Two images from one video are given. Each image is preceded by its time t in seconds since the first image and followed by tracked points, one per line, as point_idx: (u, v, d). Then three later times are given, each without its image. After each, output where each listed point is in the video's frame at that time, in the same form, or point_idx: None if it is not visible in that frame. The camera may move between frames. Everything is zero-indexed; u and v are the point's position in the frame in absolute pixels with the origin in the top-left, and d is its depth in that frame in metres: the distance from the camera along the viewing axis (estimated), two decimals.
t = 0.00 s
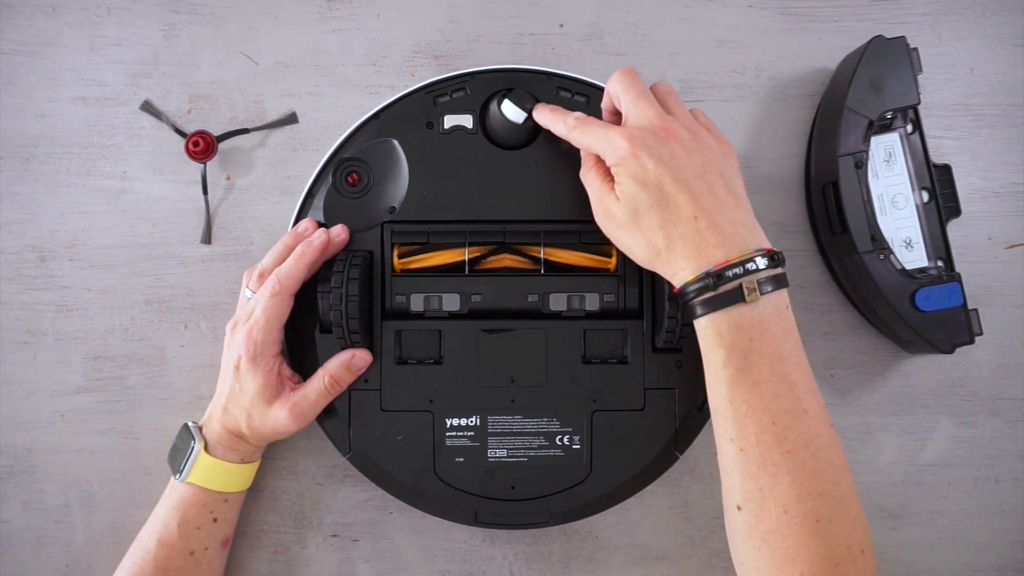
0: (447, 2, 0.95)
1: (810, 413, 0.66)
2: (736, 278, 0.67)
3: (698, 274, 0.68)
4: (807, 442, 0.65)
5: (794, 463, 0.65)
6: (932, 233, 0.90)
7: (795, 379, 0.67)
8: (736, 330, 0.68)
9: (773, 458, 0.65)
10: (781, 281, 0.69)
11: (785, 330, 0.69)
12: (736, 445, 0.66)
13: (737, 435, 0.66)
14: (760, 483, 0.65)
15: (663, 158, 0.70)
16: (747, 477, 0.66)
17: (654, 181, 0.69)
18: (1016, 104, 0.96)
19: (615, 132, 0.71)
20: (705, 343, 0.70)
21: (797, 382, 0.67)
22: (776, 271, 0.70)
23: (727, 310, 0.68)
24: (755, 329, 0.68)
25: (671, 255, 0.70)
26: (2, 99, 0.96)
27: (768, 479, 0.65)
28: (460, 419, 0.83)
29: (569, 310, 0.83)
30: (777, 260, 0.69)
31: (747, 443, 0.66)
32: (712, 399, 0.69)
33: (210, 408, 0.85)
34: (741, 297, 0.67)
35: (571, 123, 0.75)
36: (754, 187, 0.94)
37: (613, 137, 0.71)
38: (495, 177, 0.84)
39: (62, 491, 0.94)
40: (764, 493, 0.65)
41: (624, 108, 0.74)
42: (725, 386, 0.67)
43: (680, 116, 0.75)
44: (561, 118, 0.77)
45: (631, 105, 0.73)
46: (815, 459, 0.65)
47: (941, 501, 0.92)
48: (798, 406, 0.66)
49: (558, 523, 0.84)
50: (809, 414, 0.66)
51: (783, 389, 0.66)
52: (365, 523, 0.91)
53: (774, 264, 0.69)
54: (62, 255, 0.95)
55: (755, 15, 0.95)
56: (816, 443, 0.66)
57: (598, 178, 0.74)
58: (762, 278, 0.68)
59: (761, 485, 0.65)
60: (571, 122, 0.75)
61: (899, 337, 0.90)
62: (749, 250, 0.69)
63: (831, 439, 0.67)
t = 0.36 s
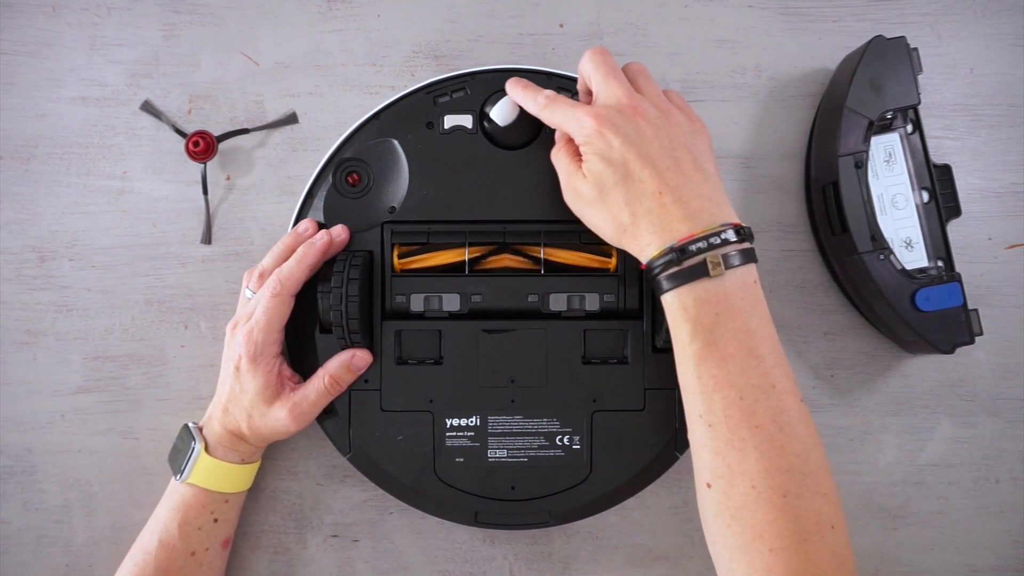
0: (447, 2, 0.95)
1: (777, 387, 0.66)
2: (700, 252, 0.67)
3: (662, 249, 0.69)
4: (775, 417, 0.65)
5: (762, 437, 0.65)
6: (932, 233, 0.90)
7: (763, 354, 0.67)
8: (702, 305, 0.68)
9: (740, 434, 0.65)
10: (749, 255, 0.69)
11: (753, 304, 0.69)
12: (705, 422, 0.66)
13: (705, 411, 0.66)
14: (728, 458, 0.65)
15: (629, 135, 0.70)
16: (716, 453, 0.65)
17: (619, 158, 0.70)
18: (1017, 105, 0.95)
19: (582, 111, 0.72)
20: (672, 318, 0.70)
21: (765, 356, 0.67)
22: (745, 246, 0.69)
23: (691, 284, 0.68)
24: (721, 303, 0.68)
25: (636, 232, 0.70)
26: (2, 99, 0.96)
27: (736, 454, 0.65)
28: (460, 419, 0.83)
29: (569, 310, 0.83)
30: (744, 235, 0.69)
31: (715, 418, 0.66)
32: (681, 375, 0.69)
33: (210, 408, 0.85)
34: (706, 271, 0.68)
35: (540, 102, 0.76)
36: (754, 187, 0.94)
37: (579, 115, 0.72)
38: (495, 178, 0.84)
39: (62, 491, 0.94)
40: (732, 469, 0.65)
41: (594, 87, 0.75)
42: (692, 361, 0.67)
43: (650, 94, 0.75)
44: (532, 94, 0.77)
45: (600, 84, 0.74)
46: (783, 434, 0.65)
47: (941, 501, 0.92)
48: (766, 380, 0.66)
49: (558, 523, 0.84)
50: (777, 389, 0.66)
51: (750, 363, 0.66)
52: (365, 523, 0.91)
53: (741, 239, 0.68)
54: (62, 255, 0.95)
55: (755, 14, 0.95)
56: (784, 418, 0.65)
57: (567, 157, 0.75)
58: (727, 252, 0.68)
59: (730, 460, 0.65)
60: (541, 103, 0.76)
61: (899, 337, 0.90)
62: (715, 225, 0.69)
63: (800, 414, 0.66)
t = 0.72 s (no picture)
0: (447, 2, 0.95)
1: (793, 415, 0.66)
2: (710, 285, 0.67)
3: (671, 284, 0.68)
4: (792, 445, 0.65)
5: (779, 466, 0.64)
6: (932, 233, 0.90)
7: (778, 382, 0.67)
8: (714, 335, 0.68)
9: (757, 463, 0.65)
10: (760, 282, 0.69)
11: (766, 331, 0.68)
12: (722, 453, 0.66)
13: (721, 442, 0.66)
14: (746, 487, 0.65)
15: (629, 169, 0.70)
16: (734, 482, 0.65)
17: (622, 194, 0.69)
18: (1017, 105, 0.95)
19: (580, 148, 0.71)
20: (685, 351, 0.70)
21: (779, 384, 0.66)
22: (754, 273, 0.69)
23: (701, 318, 0.68)
24: (733, 334, 0.67)
25: (644, 267, 0.70)
26: (2, 100, 0.96)
27: (754, 483, 0.64)
28: (460, 419, 0.83)
29: (569, 310, 0.83)
30: (752, 263, 0.69)
31: (731, 449, 0.66)
32: (696, 406, 0.69)
33: (210, 409, 0.85)
34: (716, 304, 0.67)
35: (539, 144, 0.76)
36: (754, 187, 0.94)
37: (578, 154, 0.71)
38: (495, 178, 0.84)
39: (62, 491, 0.94)
40: (750, 498, 0.64)
41: (589, 120, 0.74)
42: (706, 392, 0.67)
43: (646, 120, 0.75)
44: (527, 139, 0.77)
45: (595, 117, 0.73)
46: (801, 462, 0.64)
47: (941, 501, 0.92)
48: (781, 408, 0.66)
49: (558, 523, 0.84)
50: (792, 417, 0.66)
51: (764, 393, 0.66)
52: (366, 523, 0.91)
53: (749, 268, 0.68)
54: (63, 255, 0.95)
55: (756, 15, 0.95)
56: (802, 446, 0.65)
57: (569, 194, 0.75)
58: (737, 282, 0.68)
59: (747, 490, 0.65)
60: (538, 143, 0.75)
61: (899, 337, 0.90)
62: (723, 255, 0.68)
63: (818, 440, 0.66)
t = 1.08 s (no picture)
0: (447, 2, 0.95)
1: (792, 400, 0.65)
2: (710, 268, 0.67)
3: (672, 266, 0.69)
4: (791, 430, 0.65)
5: (777, 450, 0.64)
6: (932, 233, 0.90)
7: (777, 366, 0.66)
8: (714, 319, 0.68)
9: (755, 447, 0.64)
10: (761, 268, 0.69)
11: (766, 317, 0.68)
12: (720, 436, 0.66)
13: (720, 425, 0.66)
14: (744, 471, 0.64)
15: (637, 150, 0.70)
16: (732, 466, 0.65)
17: (628, 174, 0.70)
18: (1017, 105, 0.95)
19: (590, 128, 0.72)
20: (685, 333, 0.70)
21: (779, 369, 0.66)
22: (754, 260, 0.69)
23: (701, 300, 0.68)
24: (734, 317, 0.67)
25: (647, 247, 0.70)
26: (2, 100, 0.96)
27: (752, 467, 0.64)
28: (460, 419, 0.83)
29: (569, 310, 0.83)
30: (754, 249, 0.69)
31: (730, 431, 0.65)
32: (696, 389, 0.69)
33: (210, 408, 0.85)
34: (716, 287, 0.68)
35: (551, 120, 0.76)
36: (754, 187, 0.94)
37: (588, 132, 0.71)
38: (495, 178, 0.84)
39: (62, 491, 0.94)
40: (748, 482, 0.64)
41: (601, 102, 0.75)
42: (705, 376, 0.67)
43: (657, 107, 0.75)
44: (541, 111, 0.77)
45: (607, 100, 0.74)
46: (799, 447, 0.64)
47: (941, 501, 0.92)
48: (780, 393, 0.65)
49: (558, 523, 0.84)
50: (792, 402, 0.65)
51: (763, 377, 0.66)
52: (366, 523, 0.91)
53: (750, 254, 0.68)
54: (62, 255, 0.95)
55: (756, 15, 0.95)
56: (801, 431, 0.65)
57: (576, 172, 0.75)
58: (737, 267, 0.68)
59: (746, 474, 0.64)
60: (550, 117, 0.75)
61: (899, 337, 0.90)
62: (724, 239, 0.69)
63: (817, 427, 0.66)
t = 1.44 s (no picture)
0: (447, 3, 0.95)
1: (798, 414, 0.66)
2: (714, 285, 0.67)
3: (675, 284, 0.68)
4: (797, 445, 0.65)
5: (784, 466, 0.64)
6: (932, 233, 0.90)
7: (782, 381, 0.66)
8: (718, 335, 0.68)
9: (762, 463, 0.65)
10: (764, 281, 0.69)
11: (770, 331, 0.68)
12: (727, 453, 0.66)
13: (726, 442, 0.66)
14: (752, 487, 0.65)
15: (634, 168, 0.69)
16: (740, 482, 0.65)
17: (626, 193, 0.69)
18: (1017, 105, 0.95)
19: (584, 145, 0.70)
20: (689, 351, 0.70)
21: (784, 384, 0.66)
22: (758, 274, 0.69)
23: (705, 318, 0.68)
24: (738, 334, 0.67)
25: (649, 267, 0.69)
26: (2, 100, 0.96)
27: (759, 483, 0.64)
28: (460, 419, 0.83)
29: (569, 310, 0.83)
30: (756, 263, 0.68)
31: (737, 448, 0.65)
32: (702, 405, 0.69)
33: (209, 408, 0.85)
34: (720, 304, 0.67)
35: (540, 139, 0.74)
36: (754, 187, 0.94)
37: (581, 151, 0.70)
38: (495, 178, 0.83)
39: (62, 491, 0.93)
40: (757, 498, 0.64)
41: (593, 117, 0.73)
42: (710, 393, 0.67)
43: (649, 119, 0.75)
44: (529, 131, 0.75)
45: (599, 115, 0.72)
46: (807, 461, 0.64)
47: (941, 501, 0.92)
48: (786, 409, 0.65)
49: (558, 523, 0.83)
50: (797, 417, 0.65)
51: (769, 392, 0.66)
52: (366, 523, 0.90)
53: (753, 268, 0.68)
54: (62, 255, 0.95)
55: (756, 15, 0.95)
56: (808, 445, 0.65)
57: (570, 191, 0.74)
58: (741, 282, 0.68)
59: (753, 489, 0.64)
60: (539, 136, 0.73)
61: (900, 337, 0.90)
62: (728, 255, 0.68)
63: (823, 440, 0.66)
